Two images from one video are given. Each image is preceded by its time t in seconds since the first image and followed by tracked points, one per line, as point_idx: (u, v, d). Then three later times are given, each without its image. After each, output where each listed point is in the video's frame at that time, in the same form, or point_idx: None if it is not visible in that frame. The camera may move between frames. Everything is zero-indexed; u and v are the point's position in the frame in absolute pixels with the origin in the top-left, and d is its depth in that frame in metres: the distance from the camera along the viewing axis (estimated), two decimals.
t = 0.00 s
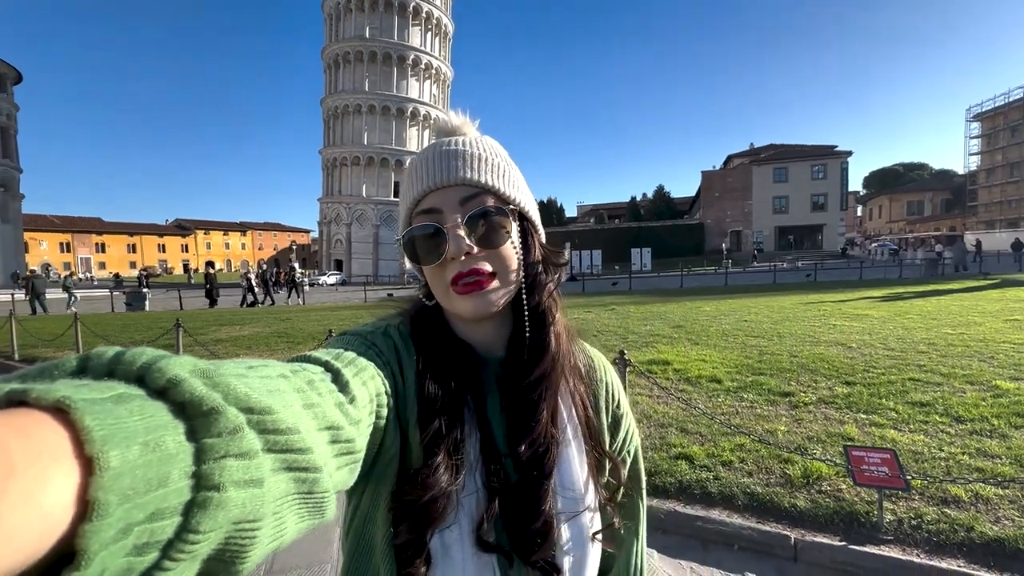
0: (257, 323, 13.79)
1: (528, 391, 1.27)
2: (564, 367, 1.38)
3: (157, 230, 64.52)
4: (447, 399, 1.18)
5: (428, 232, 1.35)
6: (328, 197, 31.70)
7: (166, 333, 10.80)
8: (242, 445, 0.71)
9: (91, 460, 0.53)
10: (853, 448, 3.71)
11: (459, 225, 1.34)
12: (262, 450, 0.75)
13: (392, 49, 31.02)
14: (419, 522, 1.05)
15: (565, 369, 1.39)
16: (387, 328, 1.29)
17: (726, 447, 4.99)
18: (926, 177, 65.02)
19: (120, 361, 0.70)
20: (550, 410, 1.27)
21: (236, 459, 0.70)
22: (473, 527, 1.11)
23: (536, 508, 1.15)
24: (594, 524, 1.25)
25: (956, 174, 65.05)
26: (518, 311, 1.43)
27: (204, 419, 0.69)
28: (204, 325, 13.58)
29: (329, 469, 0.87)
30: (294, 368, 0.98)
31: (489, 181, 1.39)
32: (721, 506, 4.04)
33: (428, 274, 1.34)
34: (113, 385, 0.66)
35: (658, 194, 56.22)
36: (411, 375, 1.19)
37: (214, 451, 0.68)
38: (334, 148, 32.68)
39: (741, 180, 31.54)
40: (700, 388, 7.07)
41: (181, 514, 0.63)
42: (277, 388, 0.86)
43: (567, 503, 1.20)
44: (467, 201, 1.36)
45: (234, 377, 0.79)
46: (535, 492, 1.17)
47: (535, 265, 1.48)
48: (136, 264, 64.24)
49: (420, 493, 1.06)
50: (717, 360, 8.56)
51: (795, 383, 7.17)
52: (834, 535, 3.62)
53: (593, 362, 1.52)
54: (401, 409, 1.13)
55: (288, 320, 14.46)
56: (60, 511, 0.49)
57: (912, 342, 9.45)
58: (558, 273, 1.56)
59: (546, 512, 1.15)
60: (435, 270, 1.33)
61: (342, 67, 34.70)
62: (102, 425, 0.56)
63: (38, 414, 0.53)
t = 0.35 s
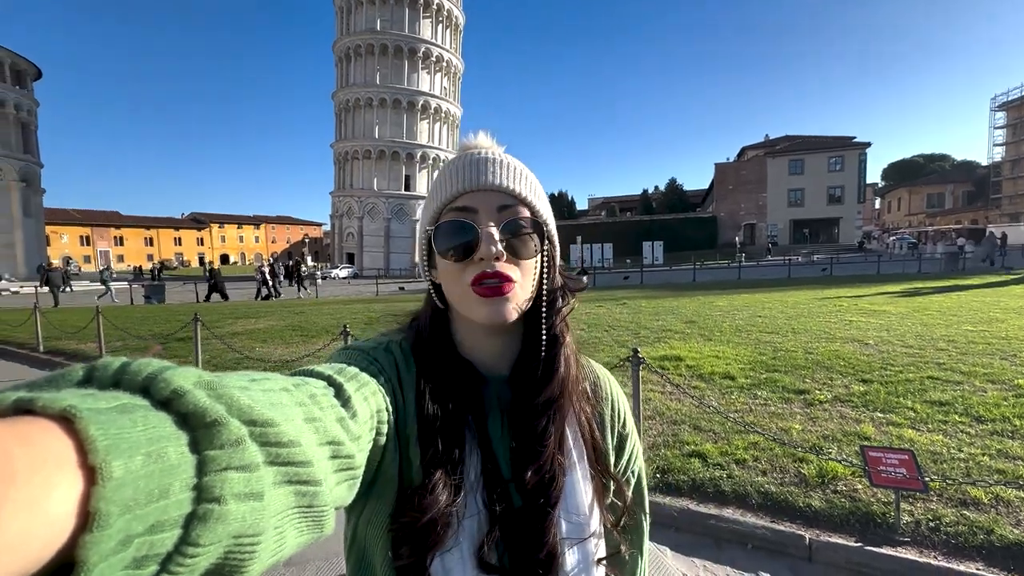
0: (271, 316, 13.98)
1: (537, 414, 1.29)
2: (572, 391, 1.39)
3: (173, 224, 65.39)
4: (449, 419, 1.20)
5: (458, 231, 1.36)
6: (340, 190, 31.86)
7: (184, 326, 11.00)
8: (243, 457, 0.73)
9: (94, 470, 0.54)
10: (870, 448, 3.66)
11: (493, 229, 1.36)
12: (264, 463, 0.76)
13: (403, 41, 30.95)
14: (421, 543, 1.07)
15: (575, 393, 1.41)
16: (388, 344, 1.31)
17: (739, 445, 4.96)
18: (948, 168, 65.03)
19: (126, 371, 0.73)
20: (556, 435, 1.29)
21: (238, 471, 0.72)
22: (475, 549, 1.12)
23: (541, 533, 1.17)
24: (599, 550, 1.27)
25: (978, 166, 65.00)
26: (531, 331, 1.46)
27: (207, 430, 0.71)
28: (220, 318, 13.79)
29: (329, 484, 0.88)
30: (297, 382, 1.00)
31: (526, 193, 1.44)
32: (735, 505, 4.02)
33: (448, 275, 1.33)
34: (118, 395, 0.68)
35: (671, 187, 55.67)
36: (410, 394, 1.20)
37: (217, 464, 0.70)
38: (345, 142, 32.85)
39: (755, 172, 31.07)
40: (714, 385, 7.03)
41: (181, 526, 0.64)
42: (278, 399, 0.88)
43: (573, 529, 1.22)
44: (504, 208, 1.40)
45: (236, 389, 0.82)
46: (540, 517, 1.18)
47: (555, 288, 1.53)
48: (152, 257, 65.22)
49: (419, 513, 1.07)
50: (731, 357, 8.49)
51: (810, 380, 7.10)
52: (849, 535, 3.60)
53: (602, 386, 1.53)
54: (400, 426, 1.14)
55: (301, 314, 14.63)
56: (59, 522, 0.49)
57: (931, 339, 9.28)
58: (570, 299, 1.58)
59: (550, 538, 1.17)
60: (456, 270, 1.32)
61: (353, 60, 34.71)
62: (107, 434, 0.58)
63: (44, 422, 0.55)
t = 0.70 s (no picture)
0: (279, 307, 14.07)
1: (529, 414, 1.29)
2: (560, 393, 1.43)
3: (183, 213, 65.73)
4: (437, 422, 1.18)
5: (470, 226, 1.34)
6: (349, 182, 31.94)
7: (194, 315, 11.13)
8: (227, 471, 0.74)
9: (72, 491, 0.54)
10: (879, 449, 3.63)
11: (506, 226, 1.36)
12: (247, 475, 0.77)
13: (413, 33, 30.83)
14: (409, 551, 1.05)
15: (562, 393, 1.46)
16: (369, 350, 1.26)
17: (746, 444, 4.95)
18: (965, 168, 65.04)
19: (99, 388, 0.72)
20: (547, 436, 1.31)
21: (222, 486, 0.73)
22: (464, 551, 1.13)
23: (531, 531, 1.19)
24: (583, 539, 1.36)
25: (995, 166, 64.91)
26: (522, 333, 1.48)
27: (187, 445, 0.71)
28: (229, 307, 13.91)
29: (314, 494, 0.89)
30: (277, 391, 0.99)
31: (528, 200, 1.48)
32: (741, 504, 4.02)
33: (457, 268, 1.29)
34: (94, 413, 0.68)
35: (681, 183, 55.27)
36: (395, 397, 1.16)
37: (199, 479, 0.70)
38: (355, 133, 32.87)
39: (767, 169, 30.73)
40: (721, 383, 7.00)
41: (165, 543, 0.64)
42: (259, 411, 0.88)
43: (560, 522, 1.27)
44: (513, 207, 1.40)
45: (217, 402, 0.82)
46: (529, 519, 1.20)
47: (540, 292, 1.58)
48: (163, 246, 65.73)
49: (407, 519, 1.05)
50: (738, 355, 8.45)
51: (819, 380, 7.04)
52: (856, 537, 3.58)
53: (582, 385, 1.60)
54: (386, 430, 1.12)
55: (309, 305, 14.72)
56: (38, 549, 0.50)
57: (943, 340, 9.18)
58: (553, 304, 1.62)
59: (540, 536, 1.20)
60: (471, 265, 1.30)
61: (363, 51, 34.64)
62: (82, 455, 0.57)
63: (18, 445, 0.54)
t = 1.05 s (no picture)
0: (282, 298, 14.08)
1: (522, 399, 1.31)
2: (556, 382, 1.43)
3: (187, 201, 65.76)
4: (435, 413, 1.17)
5: (468, 220, 1.32)
6: (354, 174, 31.92)
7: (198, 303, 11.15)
8: (224, 460, 0.72)
9: (68, 478, 0.53)
10: (881, 456, 3.62)
11: (505, 221, 1.34)
12: (244, 466, 0.75)
13: (421, 26, 30.72)
14: (409, 541, 1.01)
15: (558, 384, 1.46)
16: (366, 344, 1.26)
17: (747, 446, 4.94)
18: (971, 174, 64.98)
19: (97, 378, 0.72)
20: (543, 421, 1.31)
21: (219, 475, 0.71)
22: (465, 541, 1.08)
23: (527, 516, 1.16)
24: (582, 522, 1.29)
25: (1002, 173, 64.77)
26: (516, 328, 1.47)
27: (185, 435, 0.70)
28: (231, 296, 13.94)
29: (313, 487, 0.87)
30: (275, 384, 0.98)
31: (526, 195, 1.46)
32: (740, 506, 4.02)
33: (454, 267, 1.28)
34: (91, 402, 0.68)
35: (686, 183, 55.18)
36: (395, 391, 1.15)
37: (197, 469, 0.69)
38: (361, 125, 32.81)
39: (773, 171, 30.62)
40: (722, 385, 6.99)
41: (162, 532, 0.63)
42: (258, 402, 0.87)
43: (556, 501, 1.23)
44: (512, 204, 1.38)
45: (214, 392, 0.80)
46: (525, 501, 1.18)
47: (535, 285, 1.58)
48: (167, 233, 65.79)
49: (406, 510, 1.02)
50: (740, 357, 8.43)
51: (820, 384, 7.02)
52: (856, 542, 3.57)
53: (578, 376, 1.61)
54: (385, 421, 1.11)
55: (311, 296, 14.73)
56: (36, 534, 0.49)
57: (946, 347, 9.16)
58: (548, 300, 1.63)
59: (535, 519, 1.17)
60: (468, 259, 1.28)
61: (371, 43, 34.55)
62: (81, 442, 0.57)
63: (13, 432, 0.54)
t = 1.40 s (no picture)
0: (278, 294, 14.03)
1: (542, 410, 1.33)
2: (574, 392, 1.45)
3: (185, 196, 65.38)
4: (460, 428, 1.17)
5: (464, 242, 1.32)
6: (352, 171, 31.83)
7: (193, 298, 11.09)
8: (254, 477, 0.73)
9: (109, 496, 0.55)
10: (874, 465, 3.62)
11: (502, 238, 1.33)
12: (274, 482, 0.77)
13: (423, 24, 30.65)
14: (437, 555, 1.01)
15: (577, 394, 1.49)
16: (387, 359, 1.27)
17: (740, 452, 4.95)
18: (969, 182, 64.98)
19: (133, 401, 0.74)
20: (564, 431, 1.33)
21: (250, 492, 0.72)
22: (495, 556, 1.09)
23: (557, 529, 1.18)
24: (613, 532, 1.30)
25: (1000, 181, 64.82)
26: (530, 340, 1.48)
27: (216, 452, 0.72)
28: (227, 292, 13.88)
29: (340, 501, 0.88)
30: (301, 401, 1.00)
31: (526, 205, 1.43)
32: (732, 512, 4.02)
33: (457, 287, 1.28)
34: (126, 423, 0.70)
35: (685, 186, 55.27)
36: (417, 406, 1.15)
37: (228, 486, 0.70)
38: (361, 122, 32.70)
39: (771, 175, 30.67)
40: (717, 390, 6.99)
41: (198, 549, 0.65)
42: (286, 419, 0.88)
43: (587, 511, 1.24)
44: (508, 219, 1.37)
45: (243, 411, 0.83)
46: (554, 512, 1.20)
47: (552, 295, 1.58)
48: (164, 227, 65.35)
49: (433, 525, 1.02)
50: (736, 362, 8.44)
51: (814, 391, 7.04)
52: (846, 551, 3.59)
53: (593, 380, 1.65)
54: (409, 436, 1.10)
55: (308, 293, 14.67)
56: (77, 552, 0.50)
57: (940, 355, 9.18)
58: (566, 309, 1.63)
59: (567, 532, 1.19)
60: (468, 281, 1.28)
61: (372, 40, 34.45)
62: (119, 462, 0.58)
63: (56, 453, 0.55)
